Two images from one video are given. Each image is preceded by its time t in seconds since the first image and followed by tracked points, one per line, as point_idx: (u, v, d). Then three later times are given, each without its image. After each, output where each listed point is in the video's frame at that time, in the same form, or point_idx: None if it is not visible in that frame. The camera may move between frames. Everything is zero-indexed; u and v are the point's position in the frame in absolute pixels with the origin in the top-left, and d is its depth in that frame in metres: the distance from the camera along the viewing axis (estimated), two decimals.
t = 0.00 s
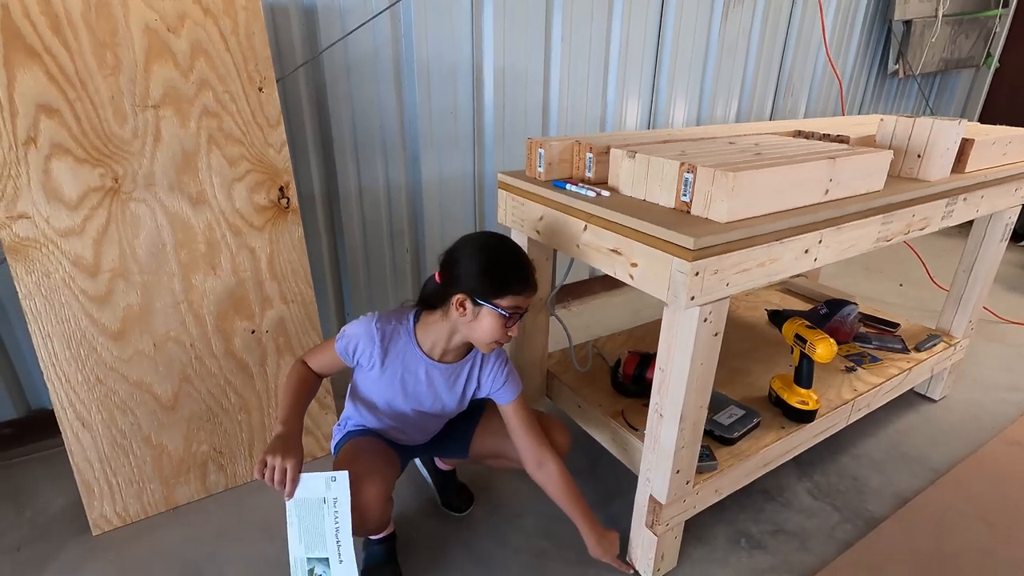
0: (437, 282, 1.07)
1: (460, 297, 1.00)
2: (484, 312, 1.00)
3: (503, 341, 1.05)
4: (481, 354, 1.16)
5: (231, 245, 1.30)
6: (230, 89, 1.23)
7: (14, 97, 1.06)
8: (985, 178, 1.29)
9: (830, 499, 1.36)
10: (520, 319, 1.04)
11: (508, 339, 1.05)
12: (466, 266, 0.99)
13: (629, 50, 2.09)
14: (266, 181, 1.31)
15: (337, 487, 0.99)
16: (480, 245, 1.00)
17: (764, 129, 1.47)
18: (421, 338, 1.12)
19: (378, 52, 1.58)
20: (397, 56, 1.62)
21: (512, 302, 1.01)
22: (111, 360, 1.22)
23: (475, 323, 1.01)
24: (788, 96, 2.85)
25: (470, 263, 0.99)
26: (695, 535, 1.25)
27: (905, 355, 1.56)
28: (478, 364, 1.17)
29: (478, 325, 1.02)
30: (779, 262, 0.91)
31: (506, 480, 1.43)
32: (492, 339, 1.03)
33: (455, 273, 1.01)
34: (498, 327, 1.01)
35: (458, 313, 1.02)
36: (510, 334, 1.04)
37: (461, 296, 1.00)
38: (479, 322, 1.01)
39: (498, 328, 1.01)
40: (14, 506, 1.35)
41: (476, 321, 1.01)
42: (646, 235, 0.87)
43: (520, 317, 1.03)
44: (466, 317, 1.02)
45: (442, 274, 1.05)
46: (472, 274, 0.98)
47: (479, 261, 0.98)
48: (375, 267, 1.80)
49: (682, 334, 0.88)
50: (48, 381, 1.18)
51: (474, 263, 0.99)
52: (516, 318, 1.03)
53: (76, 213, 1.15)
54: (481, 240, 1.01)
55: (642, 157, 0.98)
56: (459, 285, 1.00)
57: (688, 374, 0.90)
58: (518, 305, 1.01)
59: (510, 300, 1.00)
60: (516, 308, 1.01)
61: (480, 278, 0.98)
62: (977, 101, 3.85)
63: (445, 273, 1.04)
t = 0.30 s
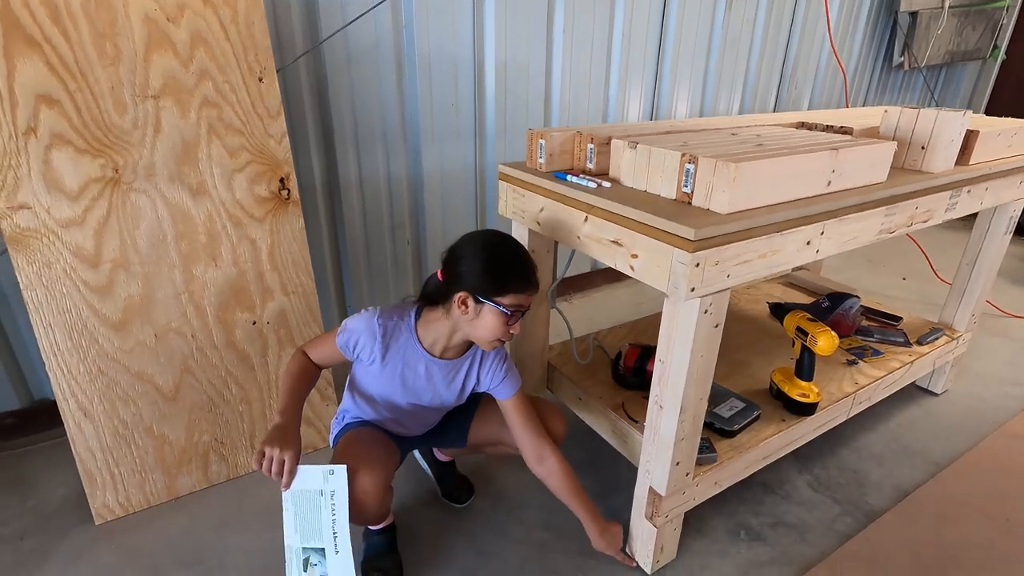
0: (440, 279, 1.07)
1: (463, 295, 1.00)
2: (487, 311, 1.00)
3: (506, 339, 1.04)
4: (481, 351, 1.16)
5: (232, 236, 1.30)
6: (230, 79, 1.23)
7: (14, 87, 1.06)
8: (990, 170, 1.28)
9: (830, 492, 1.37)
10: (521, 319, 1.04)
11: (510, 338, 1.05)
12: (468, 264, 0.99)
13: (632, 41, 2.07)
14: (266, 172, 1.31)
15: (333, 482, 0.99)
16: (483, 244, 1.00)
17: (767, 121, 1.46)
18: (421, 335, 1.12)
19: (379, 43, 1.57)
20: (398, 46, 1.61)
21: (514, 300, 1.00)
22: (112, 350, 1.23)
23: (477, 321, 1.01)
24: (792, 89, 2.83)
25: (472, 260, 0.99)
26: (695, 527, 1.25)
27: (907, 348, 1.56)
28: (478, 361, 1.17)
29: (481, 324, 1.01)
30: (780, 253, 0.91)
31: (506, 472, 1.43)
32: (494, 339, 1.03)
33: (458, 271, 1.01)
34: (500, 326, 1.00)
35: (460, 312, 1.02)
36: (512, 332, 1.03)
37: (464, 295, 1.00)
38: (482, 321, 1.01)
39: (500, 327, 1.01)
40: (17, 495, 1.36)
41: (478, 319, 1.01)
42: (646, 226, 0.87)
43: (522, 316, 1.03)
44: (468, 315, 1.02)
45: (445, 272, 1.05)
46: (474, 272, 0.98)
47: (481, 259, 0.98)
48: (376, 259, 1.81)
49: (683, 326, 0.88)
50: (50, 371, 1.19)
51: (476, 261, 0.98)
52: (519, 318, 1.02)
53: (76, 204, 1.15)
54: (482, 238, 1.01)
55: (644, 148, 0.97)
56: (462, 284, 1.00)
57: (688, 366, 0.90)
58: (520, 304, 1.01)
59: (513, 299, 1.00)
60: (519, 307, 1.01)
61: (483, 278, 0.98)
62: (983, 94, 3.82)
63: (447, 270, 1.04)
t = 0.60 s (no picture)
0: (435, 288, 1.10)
1: (444, 299, 1.02)
2: (470, 310, 0.99)
3: (495, 340, 1.02)
4: (483, 358, 1.17)
5: (234, 237, 1.30)
6: (232, 81, 1.23)
7: (17, 88, 1.06)
8: (994, 172, 1.28)
9: (831, 495, 1.36)
10: (512, 316, 1.01)
11: (501, 337, 1.02)
12: (462, 269, 0.99)
13: (635, 41, 2.07)
14: (268, 173, 1.31)
15: (355, 468, 1.03)
16: (475, 248, 0.99)
17: (769, 122, 1.45)
18: (424, 347, 1.12)
19: (381, 43, 1.57)
20: (400, 47, 1.61)
21: (486, 292, 0.98)
22: (115, 351, 1.23)
23: (462, 323, 1.01)
24: (796, 89, 2.82)
25: (471, 269, 0.98)
26: (695, 529, 1.25)
27: (910, 351, 1.55)
28: (480, 366, 1.17)
29: (466, 324, 1.01)
30: (781, 256, 0.90)
31: (507, 473, 1.43)
32: (483, 338, 1.01)
33: (443, 274, 1.02)
34: (487, 325, 0.99)
35: (446, 314, 1.03)
36: (500, 330, 1.00)
37: (444, 297, 1.02)
38: (466, 321, 1.00)
39: (487, 325, 0.99)
40: (20, 494, 1.37)
41: (461, 319, 1.01)
42: (647, 229, 0.86)
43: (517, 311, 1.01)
44: (453, 317, 1.03)
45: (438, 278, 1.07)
46: (469, 277, 0.98)
47: (475, 265, 0.98)
48: (378, 260, 1.81)
49: (683, 329, 0.88)
50: (53, 371, 1.19)
51: (470, 265, 0.98)
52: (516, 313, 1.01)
53: (79, 204, 1.15)
54: (476, 245, 1.00)
55: (645, 150, 0.97)
56: (445, 288, 1.02)
57: (689, 368, 0.89)
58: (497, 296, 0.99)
59: (486, 292, 0.98)
60: (498, 301, 0.99)
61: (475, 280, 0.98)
62: (989, 94, 3.80)
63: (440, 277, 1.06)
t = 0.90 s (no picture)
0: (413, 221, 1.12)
1: (401, 219, 1.02)
2: (420, 224, 0.98)
3: (445, 252, 0.97)
4: (470, 287, 1.16)
5: (241, 245, 1.32)
6: (241, 90, 1.25)
7: (30, 98, 1.08)
8: (1002, 183, 1.27)
9: (838, 507, 1.35)
10: (464, 223, 0.97)
11: (457, 251, 0.98)
12: (420, 180, 0.97)
13: (641, 50, 2.08)
14: (276, 182, 1.33)
15: (395, 387, 0.95)
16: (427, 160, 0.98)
17: (774, 132, 1.45)
18: (410, 286, 1.09)
19: (388, 52, 1.59)
20: (407, 55, 1.63)
21: (432, 200, 0.97)
22: (122, 357, 1.24)
23: (416, 239, 1.00)
24: (803, 97, 2.81)
25: (437, 184, 0.96)
26: (700, 541, 1.24)
27: (918, 362, 1.54)
28: (470, 295, 1.17)
29: (419, 239, 0.99)
30: (786, 267, 0.90)
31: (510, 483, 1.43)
32: (434, 252, 0.98)
33: (400, 191, 1.02)
34: (437, 236, 0.97)
35: (405, 234, 1.03)
36: (446, 237, 0.96)
37: (400, 217, 1.02)
38: (418, 237, 0.99)
39: (435, 236, 0.96)
40: (27, 499, 1.38)
41: (414, 234, 1.01)
42: (651, 240, 0.86)
43: (474, 221, 0.98)
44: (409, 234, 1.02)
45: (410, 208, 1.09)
46: (431, 189, 0.96)
47: (434, 176, 0.96)
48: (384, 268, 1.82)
49: (687, 340, 0.88)
50: (62, 377, 1.20)
51: (426, 175, 0.97)
52: (470, 220, 0.97)
53: (89, 212, 1.16)
54: (435, 154, 0.98)
55: (650, 160, 0.97)
56: (400, 207, 1.02)
57: (692, 380, 0.89)
58: (444, 202, 0.96)
59: (429, 199, 0.97)
60: (442, 206, 0.96)
61: (431, 190, 0.96)
62: (998, 102, 3.79)
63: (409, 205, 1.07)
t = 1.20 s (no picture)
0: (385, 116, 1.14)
1: (373, 100, 1.05)
2: (389, 95, 1.01)
3: (416, 108, 0.99)
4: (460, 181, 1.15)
5: (254, 266, 1.34)
6: (256, 115, 1.28)
7: (52, 124, 1.10)
8: (1015, 208, 1.26)
9: (850, 534, 1.33)
10: (431, 87, 1.00)
11: (430, 117, 1.00)
12: (388, 49, 1.01)
13: (650, 71, 2.15)
14: (288, 204, 1.35)
15: (399, 293, 0.98)
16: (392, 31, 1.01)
17: (783, 155, 1.46)
18: (394, 180, 1.08)
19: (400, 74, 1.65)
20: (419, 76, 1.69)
21: (399, 69, 1.00)
22: (136, 377, 1.25)
23: (389, 114, 1.03)
24: (813, 113, 2.82)
25: (402, 48, 0.99)
26: (709, 569, 1.23)
27: (931, 386, 1.53)
28: (462, 187, 1.15)
29: (391, 113, 1.02)
30: (798, 297, 0.90)
31: (518, 506, 1.42)
32: (407, 122, 1.00)
33: (372, 73, 1.05)
34: (408, 103, 0.99)
35: (379, 114, 1.06)
36: (417, 97, 0.99)
37: (372, 97, 1.05)
38: (390, 111, 1.02)
39: (406, 103, 0.99)
40: (41, 516, 1.39)
41: (387, 111, 1.03)
42: (663, 270, 0.86)
43: (443, 86, 1.01)
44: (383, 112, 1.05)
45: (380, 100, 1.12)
46: (398, 57, 0.99)
47: (401, 41, 0.99)
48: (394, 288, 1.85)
49: (697, 371, 0.88)
50: (77, 397, 1.21)
51: (390, 46, 1.00)
52: (440, 86, 1.00)
53: (107, 235, 1.18)
54: (400, 21, 1.01)
55: (660, 190, 0.98)
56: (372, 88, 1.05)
57: (703, 409, 0.89)
58: (410, 69, 0.99)
59: (398, 68, 1.00)
60: (410, 73, 0.99)
61: (398, 58, 0.99)
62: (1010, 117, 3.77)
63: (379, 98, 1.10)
